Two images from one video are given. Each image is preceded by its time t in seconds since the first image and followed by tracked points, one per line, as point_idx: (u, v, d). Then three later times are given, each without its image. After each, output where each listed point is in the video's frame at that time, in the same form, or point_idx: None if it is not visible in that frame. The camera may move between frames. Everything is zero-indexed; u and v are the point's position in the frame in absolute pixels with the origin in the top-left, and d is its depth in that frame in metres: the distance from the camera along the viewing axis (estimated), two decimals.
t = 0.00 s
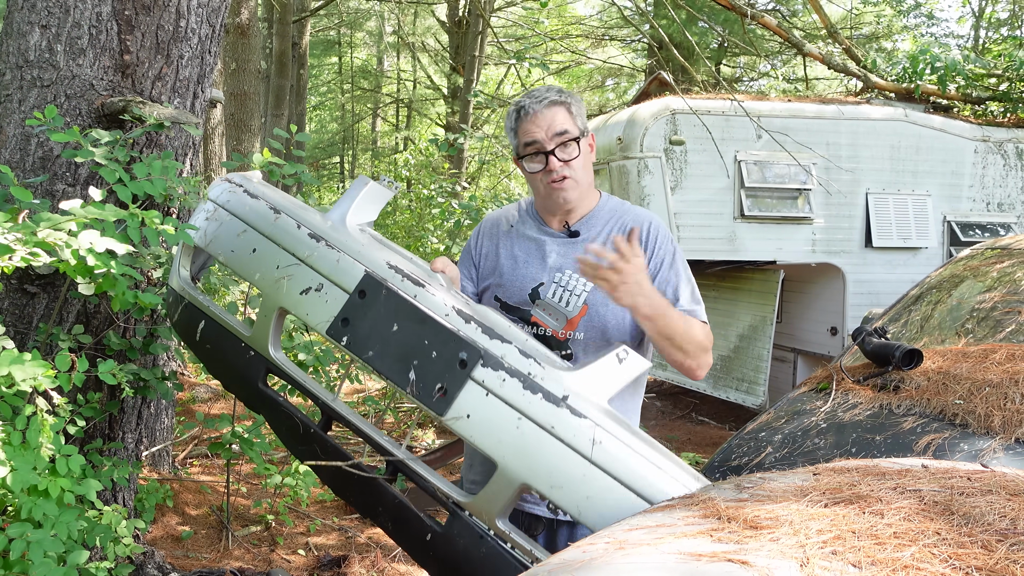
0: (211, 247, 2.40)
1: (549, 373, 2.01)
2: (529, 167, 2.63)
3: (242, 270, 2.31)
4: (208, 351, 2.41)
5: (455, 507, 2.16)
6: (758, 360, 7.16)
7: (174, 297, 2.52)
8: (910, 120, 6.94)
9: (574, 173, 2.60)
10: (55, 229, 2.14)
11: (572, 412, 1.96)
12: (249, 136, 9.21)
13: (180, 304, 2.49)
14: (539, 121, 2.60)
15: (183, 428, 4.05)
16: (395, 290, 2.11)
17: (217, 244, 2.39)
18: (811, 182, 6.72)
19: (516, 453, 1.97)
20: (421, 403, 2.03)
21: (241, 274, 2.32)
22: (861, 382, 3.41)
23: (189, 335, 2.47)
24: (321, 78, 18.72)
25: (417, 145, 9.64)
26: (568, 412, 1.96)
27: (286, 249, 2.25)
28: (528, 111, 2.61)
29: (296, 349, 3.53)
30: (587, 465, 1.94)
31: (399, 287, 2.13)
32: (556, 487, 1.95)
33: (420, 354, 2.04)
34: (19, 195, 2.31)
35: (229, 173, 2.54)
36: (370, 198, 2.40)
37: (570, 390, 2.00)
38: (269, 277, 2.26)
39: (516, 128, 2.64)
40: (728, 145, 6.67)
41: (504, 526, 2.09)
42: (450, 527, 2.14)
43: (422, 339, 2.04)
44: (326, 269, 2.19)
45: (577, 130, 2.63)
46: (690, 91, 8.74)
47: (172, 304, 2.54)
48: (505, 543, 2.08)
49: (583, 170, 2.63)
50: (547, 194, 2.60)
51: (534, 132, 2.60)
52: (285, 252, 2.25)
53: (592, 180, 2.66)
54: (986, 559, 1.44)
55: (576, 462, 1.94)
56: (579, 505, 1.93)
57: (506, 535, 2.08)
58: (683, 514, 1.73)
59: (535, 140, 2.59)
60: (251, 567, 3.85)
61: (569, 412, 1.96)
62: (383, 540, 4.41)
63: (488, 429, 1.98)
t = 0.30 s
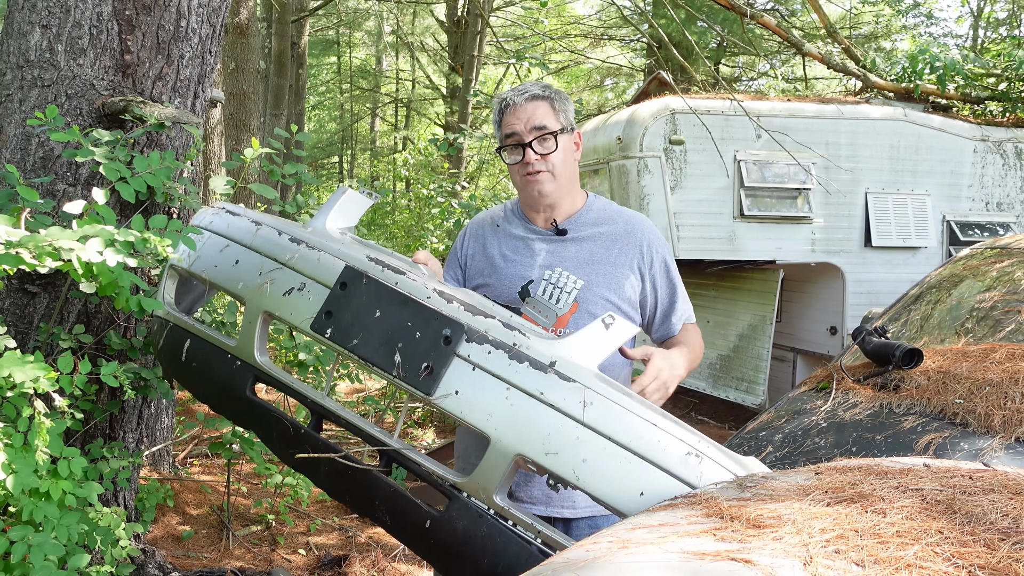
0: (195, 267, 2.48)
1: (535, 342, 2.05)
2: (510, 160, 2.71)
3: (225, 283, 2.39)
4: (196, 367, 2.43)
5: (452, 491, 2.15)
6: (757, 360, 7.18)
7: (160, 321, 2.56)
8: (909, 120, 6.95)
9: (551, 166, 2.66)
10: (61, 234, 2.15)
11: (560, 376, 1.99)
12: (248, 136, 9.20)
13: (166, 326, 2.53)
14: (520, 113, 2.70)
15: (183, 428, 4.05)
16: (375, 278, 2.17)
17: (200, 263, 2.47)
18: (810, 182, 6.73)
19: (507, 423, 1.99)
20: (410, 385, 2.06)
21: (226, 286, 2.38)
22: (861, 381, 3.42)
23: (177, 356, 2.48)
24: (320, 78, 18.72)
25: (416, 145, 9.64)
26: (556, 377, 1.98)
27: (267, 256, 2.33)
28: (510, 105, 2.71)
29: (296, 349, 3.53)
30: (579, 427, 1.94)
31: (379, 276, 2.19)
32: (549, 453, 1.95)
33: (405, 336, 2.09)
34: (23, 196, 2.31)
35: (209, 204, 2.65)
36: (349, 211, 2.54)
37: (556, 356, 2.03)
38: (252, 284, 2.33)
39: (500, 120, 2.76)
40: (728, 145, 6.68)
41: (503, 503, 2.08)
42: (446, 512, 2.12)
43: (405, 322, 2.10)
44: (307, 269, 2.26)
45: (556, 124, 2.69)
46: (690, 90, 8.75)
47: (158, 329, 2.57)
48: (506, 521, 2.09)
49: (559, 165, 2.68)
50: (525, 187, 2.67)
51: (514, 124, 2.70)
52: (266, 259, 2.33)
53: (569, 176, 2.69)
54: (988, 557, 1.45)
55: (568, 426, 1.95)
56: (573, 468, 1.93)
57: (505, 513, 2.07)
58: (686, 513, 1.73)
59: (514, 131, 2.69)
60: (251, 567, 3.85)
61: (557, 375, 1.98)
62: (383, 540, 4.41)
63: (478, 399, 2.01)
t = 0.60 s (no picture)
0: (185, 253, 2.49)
1: (530, 321, 2.07)
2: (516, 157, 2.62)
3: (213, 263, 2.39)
4: (188, 348, 2.42)
5: (445, 468, 2.17)
6: (756, 360, 7.19)
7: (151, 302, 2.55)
8: (909, 120, 6.96)
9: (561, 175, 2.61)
10: (57, 231, 2.15)
11: (554, 354, 2.01)
12: (247, 136, 9.19)
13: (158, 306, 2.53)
14: (536, 118, 2.61)
15: (182, 428, 4.04)
16: (370, 256, 2.17)
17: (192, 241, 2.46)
18: (810, 182, 6.74)
19: (501, 401, 2.01)
20: (404, 362, 2.07)
21: (218, 265, 2.38)
22: (861, 381, 3.42)
23: (168, 335, 2.48)
24: (319, 77, 18.72)
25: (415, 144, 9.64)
26: (551, 354, 2.01)
27: (262, 236, 2.32)
28: (524, 105, 2.60)
29: (295, 348, 3.53)
30: (573, 404, 1.97)
31: (373, 254, 2.18)
32: (543, 430, 1.98)
33: (399, 315, 2.10)
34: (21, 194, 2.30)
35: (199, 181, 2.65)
36: (340, 193, 2.53)
37: (550, 333, 2.05)
38: (245, 262, 2.32)
39: (511, 118, 2.65)
40: (727, 145, 6.68)
41: (496, 480, 2.10)
42: (438, 489, 2.15)
43: (400, 301, 2.11)
44: (301, 248, 2.25)
45: (570, 131, 2.63)
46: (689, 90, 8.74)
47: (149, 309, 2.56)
48: (499, 497, 2.12)
49: (569, 173, 2.64)
50: (530, 191, 2.62)
51: (529, 127, 2.61)
52: (259, 238, 2.32)
53: (575, 183, 2.66)
54: (990, 559, 1.45)
55: (562, 402, 1.98)
56: (567, 445, 1.96)
57: (498, 489, 2.10)
58: (687, 514, 1.73)
59: (529, 135, 2.60)
60: (251, 566, 3.85)
61: (551, 353, 2.01)
62: (383, 539, 4.41)
63: (473, 377, 2.03)
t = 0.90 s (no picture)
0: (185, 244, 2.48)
1: (514, 343, 2.05)
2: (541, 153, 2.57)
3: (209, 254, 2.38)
4: (175, 339, 2.45)
5: (422, 483, 2.17)
6: (755, 358, 7.19)
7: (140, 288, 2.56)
8: (907, 119, 6.96)
9: (582, 179, 2.59)
10: (56, 230, 2.15)
11: (534, 381, 1.99)
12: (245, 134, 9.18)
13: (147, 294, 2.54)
14: (568, 119, 2.55)
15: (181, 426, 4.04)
16: (358, 265, 2.18)
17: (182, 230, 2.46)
18: (809, 180, 6.74)
19: (478, 424, 2.00)
20: (385, 376, 2.09)
21: (208, 259, 2.39)
22: (860, 379, 3.42)
23: (156, 322, 2.50)
24: (317, 75, 18.72)
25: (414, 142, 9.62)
26: (530, 381, 1.99)
27: (250, 232, 2.33)
28: (557, 102, 2.54)
29: (294, 346, 3.53)
30: (548, 434, 1.96)
31: (362, 263, 2.19)
32: (517, 456, 1.97)
33: (383, 327, 2.11)
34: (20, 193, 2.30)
35: (193, 163, 2.64)
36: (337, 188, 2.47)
37: (532, 359, 2.03)
38: (234, 258, 2.33)
39: (540, 113, 2.58)
40: (726, 143, 6.68)
41: (469, 500, 2.09)
42: (414, 503, 2.15)
43: (385, 313, 2.12)
44: (290, 249, 2.25)
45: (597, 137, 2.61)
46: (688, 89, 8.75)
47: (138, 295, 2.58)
48: (471, 517, 2.10)
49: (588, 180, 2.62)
50: (547, 187, 2.59)
51: (558, 127, 2.56)
52: (250, 235, 2.32)
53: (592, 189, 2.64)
54: (991, 556, 1.45)
55: (538, 431, 1.96)
56: (539, 473, 1.95)
57: (470, 509, 2.08)
58: (687, 512, 1.73)
59: (558, 136, 2.55)
60: (249, 565, 3.85)
61: (531, 380, 1.99)
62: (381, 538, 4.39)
63: (451, 397, 2.02)
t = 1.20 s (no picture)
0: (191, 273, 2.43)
1: (498, 429, 2.05)
2: (592, 148, 2.53)
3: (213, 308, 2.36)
4: (176, 377, 2.49)
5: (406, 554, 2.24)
6: (754, 356, 7.17)
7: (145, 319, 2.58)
8: (906, 117, 6.97)
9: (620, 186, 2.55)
10: (55, 227, 2.16)
11: (516, 470, 2.01)
12: (244, 131, 9.17)
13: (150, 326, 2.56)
14: (628, 124, 2.56)
15: (180, 424, 4.03)
16: (352, 333, 2.17)
17: (184, 267, 2.44)
18: (807, 179, 6.75)
19: (458, 509, 2.03)
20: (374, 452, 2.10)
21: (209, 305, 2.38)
22: (859, 377, 3.42)
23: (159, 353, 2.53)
24: (315, 73, 18.71)
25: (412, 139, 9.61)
26: (511, 470, 2.01)
27: (249, 283, 2.31)
28: (626, 106, 2.56)
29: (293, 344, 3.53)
30: (527, 522, 1.98)
31: (356, 330, 2.18)
32: (498, 540, 2.01)
33: (373, 403, 2.11)
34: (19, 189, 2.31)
35: (200, 196, 2.55)
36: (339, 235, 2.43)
37: (516, 446, 2.04)
38: (234, 309, 2.32)
39: (601, 110, 2.56)
40: (725, 142, 6.68)
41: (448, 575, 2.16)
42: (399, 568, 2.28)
43: (377, 389, 2.11)
44: (288, 308, 2.24)
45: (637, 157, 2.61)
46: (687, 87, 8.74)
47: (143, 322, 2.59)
48: None
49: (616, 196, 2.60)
50: (586, 182, 2.52)
51: (618, 128, 2.55)
52: (249, 287, 2.30)
53: (620, 204, 2.60)
54: (992, 555, 1.45)
55: (518, 519, 1.99)
56: (515, 562, 2.00)
57: None
58: (687, 511, 1.73)
59: (615, 136, 2.53)
60: (248, 563, 3.84)
61: (513, 469, 2.01)
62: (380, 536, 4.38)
63: (434, 482, 2.04)
